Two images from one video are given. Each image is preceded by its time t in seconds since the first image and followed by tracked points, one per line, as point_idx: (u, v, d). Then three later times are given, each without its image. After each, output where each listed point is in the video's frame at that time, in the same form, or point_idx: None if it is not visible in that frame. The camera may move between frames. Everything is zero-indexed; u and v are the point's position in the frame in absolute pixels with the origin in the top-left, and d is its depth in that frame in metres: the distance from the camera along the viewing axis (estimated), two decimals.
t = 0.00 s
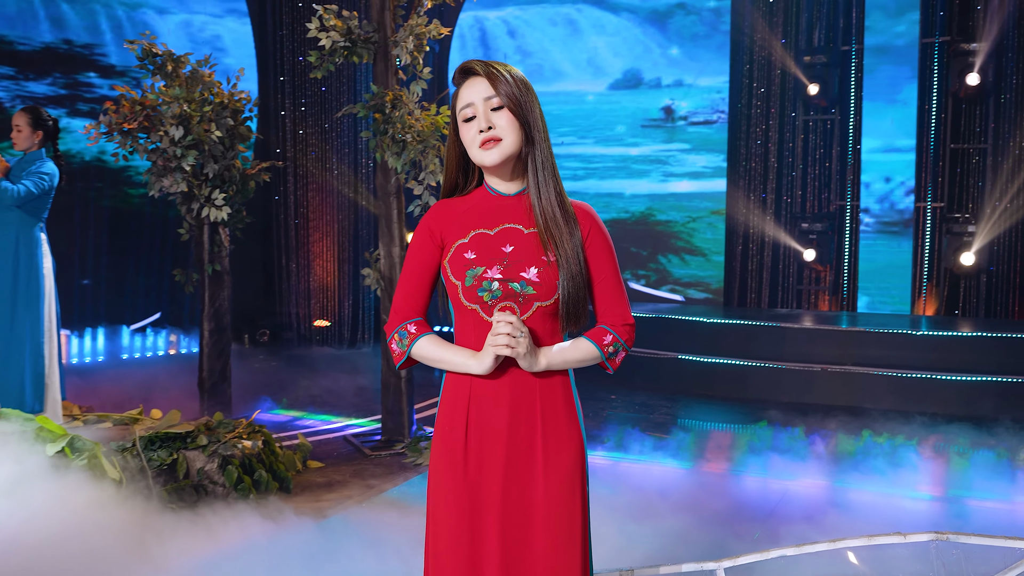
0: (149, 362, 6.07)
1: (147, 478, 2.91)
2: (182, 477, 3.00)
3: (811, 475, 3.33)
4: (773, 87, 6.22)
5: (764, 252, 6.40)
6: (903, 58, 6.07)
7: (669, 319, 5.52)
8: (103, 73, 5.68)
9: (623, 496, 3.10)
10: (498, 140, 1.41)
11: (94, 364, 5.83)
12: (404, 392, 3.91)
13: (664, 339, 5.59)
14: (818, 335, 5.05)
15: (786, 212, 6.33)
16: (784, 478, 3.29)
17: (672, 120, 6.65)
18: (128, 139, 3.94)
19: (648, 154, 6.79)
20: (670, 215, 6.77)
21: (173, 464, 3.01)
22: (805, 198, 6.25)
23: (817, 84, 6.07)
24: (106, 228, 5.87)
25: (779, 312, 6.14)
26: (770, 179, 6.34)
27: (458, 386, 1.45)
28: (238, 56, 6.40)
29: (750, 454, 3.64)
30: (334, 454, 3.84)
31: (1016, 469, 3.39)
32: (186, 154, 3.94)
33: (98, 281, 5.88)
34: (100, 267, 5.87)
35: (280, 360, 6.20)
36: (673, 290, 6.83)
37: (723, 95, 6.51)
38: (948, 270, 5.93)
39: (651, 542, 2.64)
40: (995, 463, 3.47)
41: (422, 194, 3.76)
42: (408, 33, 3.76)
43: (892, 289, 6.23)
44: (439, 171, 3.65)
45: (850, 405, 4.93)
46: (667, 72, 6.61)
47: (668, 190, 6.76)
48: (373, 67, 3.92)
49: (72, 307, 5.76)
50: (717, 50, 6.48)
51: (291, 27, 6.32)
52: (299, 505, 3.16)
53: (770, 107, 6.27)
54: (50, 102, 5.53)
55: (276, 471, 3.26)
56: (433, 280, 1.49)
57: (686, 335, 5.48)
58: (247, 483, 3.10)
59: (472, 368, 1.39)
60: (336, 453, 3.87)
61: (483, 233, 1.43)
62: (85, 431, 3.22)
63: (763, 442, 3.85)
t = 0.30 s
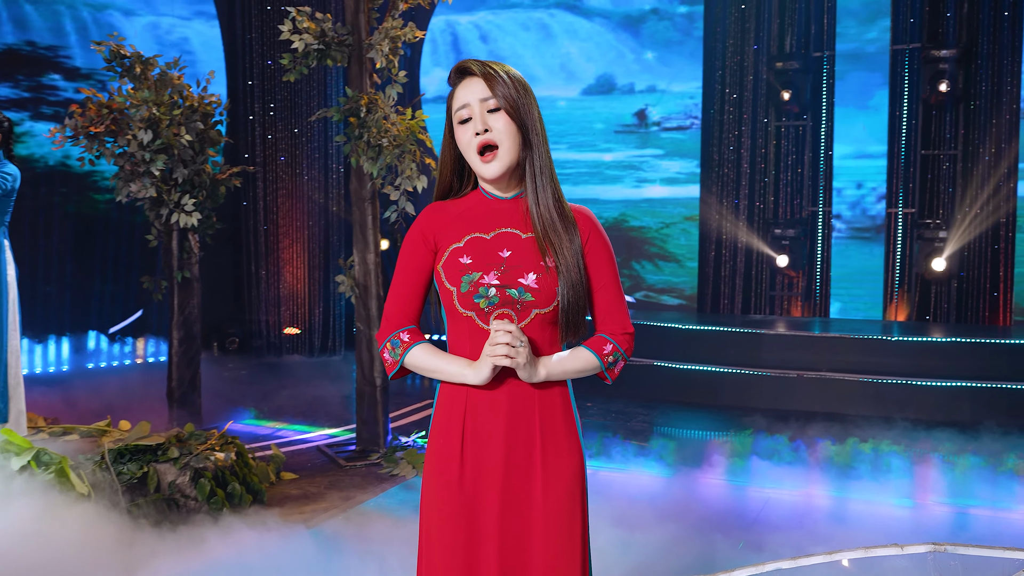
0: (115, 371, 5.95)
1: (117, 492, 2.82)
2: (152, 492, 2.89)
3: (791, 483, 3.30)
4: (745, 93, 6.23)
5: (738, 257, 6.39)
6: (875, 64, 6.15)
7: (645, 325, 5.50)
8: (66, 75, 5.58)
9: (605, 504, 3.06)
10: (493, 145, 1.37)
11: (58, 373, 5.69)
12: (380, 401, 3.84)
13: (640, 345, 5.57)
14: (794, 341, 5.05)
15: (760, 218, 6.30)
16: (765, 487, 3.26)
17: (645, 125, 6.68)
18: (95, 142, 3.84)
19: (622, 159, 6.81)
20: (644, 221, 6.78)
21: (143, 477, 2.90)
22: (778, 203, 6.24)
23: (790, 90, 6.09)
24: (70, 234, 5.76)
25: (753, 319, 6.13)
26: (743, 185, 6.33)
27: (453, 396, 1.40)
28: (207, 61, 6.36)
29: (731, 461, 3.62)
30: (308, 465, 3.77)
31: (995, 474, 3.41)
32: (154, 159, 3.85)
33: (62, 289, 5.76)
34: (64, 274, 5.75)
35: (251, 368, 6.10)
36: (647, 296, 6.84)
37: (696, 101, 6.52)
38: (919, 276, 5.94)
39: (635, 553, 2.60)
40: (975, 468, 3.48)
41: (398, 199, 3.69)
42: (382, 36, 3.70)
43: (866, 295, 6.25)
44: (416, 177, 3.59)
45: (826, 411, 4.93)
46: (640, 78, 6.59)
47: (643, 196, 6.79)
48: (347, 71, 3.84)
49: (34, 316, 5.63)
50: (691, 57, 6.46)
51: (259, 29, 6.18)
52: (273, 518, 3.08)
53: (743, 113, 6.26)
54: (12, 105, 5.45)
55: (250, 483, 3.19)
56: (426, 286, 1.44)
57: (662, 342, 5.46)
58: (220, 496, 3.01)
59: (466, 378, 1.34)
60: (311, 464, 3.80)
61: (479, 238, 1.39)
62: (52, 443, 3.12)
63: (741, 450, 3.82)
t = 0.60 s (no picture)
0: (79, 380, 5.81)
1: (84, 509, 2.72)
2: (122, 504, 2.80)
3: (772, 489, 3.28)
4: (716, 98, 6.23)
5: (709, 262, 6.38)
6: (845, 70, 6.21)
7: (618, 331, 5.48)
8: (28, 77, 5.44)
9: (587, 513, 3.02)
10: (489, 153, 1.30)
11: (20, 383, 5.54)
12: (354, 410, 3.77)
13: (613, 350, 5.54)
14: (767, 346, 5.06)
15: (731, 223, 6.30)
16: (747, 493, 3.24)
17: (617, 130, 6.70)
18: (59, 146, 3.72)
19: (595, 164, 6.85)
20: (617, 226, 6.87)
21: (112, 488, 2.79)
22: (749, 208, 6.24)
23: (761, 96, 6.07)
24: (32, 240, 5.62)
25: (726, 324, 6.13)
26: (715, 191, 6.32)
27: (448, 408, 1.35)
28: (173, 63, 6.26)
29: (709, 467, 3.60)
30: (281, 476, 3.69)
31: (974, 479, 3.41)
32: (122, 163, 3.75)
33: (23, 296, 5.61)
34: (26, 281, 5.61)
35: (219, 375, 6.01)
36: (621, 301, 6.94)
37: (668, 106, 6.54)
38: (890, 281, 5.97)
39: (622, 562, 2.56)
40: (953, 473, 3.49)
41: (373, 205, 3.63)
42: (356, 38, 3.65)
43: (837, 301, 6.27)
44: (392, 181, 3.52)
45: (799, 415, 4.94)
46: (612, 82, 6.65)
47: (615, 202, 6.85)
48: (319, 74, 3.78)
49: None
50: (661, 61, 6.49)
51: (227, 31, 6.12)
52: (248, 532, 3.00)
53: (714, 118, 6.25)
54: None
55: (222, 495, 3.11)
56: (420, 293, 1.38)
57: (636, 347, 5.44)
58: (192, 509, 2.94)
59: (464, 385, 1.29)
60: (283, 474, 3.72)
61: (477, 243, 1.34)
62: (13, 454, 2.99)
63: (720, 456, 3.79)
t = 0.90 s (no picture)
0: (41, 388, 5.67)
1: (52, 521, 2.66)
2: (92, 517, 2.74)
3: (753, 494, 3.27)
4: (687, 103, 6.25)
5: (680, 266, 6.39)
6: (815, 75, 6.21)
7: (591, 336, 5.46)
8: None
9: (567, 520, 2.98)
10: (504, 162, 1.27)
11: None
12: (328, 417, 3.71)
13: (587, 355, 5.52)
14: (740, 350, 5.06)
15: (702, 227, 6.32)
16: (727, 498, 3.22)
17: (589, 135, 6.63)
18: (23, 148, 3.62)
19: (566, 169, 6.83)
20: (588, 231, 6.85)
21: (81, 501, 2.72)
22: (720, 212, 6.26)
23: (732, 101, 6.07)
24: None
25: (698, 328, 6.13)
26: (685, 195, 6.34)
27: (447, 421, 1.30)
28: (138, 64, 6.15)
29: (687, 471, 3.59)
30: (253, 485, 3.62)
31: (953, 483, 3.42)
32: (88, 166, 3.65)
33: None
34: None
35: (186, 382, 5.91)
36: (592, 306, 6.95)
37: (640, 110, 6.48)
38: (859, 285, 6.00)
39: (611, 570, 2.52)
40: (931, 478, 3.49)
41: (349, 209, 3.58)
42: (330, 39, 3.59)
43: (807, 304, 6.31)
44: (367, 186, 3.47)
45: (772, 419, 4.95)
46: (584, 86, 6.56)
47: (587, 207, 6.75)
48: (292, 77, 3.72)
49: None
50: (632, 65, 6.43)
51: (192, 33, 6.07)
52: (222, 545, 2.93)
53: (685, 122, 6.28)
54: None
55: (196, 506, 3.03)
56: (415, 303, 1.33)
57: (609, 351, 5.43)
58: (164, 522, 2.84)
59: (460, 401, 1.25)
60: (256, 483, 3.65)
61: (476, 253, 1.30)
62: None
63: (698, 461, 3.77)
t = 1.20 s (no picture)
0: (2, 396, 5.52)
1: (20, 534, 2.58)
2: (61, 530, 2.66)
3: (735, 499, 3.26)
4: (658, 106, 6.27)
5: (651, 270, 6.39)
6: (785, 80, 6.25)
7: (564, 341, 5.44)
8: None
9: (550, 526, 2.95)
10: (515, 172, 1.26)
11: None
12: (302, 425, 3.65)
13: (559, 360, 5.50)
14: (713, 355, 5.06)
15: (674, 232, 6.34)
16: (708, 504, 3.20)
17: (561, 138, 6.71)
18: None
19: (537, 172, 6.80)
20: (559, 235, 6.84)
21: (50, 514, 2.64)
22: (691, 217, 6.27)
23: (702, 105, 6.10)
24: None
25: (670, 332, 6.13)
26: (656, 200, 6.35)
27: (446, 433, 1.27)
28: (102, 65, 6.04)
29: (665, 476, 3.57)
30: (225, 495, 3.55)
31: (929, 486, 3.44)
32: (54, 169, 3.55)
33: None
34: None
35: (152, 389, 5.81)
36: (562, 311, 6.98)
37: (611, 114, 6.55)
38: (828, 288, 6.03)
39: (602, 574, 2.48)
40: (908, 480, 3.51)
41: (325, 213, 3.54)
42: (304, 41, 3.54)
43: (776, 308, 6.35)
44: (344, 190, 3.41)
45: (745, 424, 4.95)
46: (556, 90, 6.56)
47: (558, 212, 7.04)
48: (264, 78, 3.66)
49: None
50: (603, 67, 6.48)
51: (158, 34, 5.98)
52: (196, 557, 2.87)
53: (656, 126, 6.29)
54: None
55: (168, 517, 2.96)
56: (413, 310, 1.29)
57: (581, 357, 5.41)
58: (136, 534, 2.76)
59: (460, 412, 1.21)
60: (228, 493, 3.58)
61: (476, 260, 1.27)
62: None
63: (675, 465, 3.76)
